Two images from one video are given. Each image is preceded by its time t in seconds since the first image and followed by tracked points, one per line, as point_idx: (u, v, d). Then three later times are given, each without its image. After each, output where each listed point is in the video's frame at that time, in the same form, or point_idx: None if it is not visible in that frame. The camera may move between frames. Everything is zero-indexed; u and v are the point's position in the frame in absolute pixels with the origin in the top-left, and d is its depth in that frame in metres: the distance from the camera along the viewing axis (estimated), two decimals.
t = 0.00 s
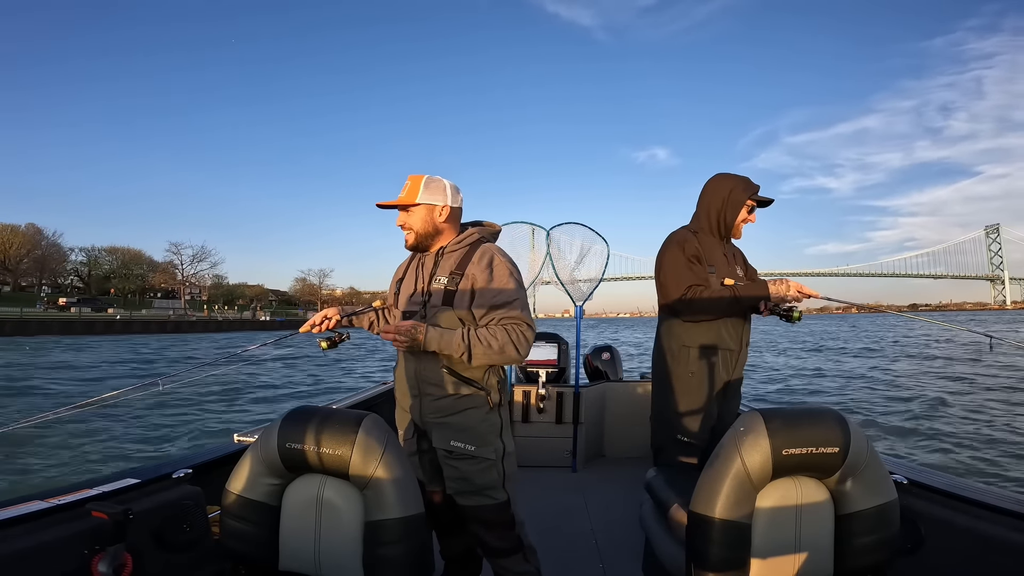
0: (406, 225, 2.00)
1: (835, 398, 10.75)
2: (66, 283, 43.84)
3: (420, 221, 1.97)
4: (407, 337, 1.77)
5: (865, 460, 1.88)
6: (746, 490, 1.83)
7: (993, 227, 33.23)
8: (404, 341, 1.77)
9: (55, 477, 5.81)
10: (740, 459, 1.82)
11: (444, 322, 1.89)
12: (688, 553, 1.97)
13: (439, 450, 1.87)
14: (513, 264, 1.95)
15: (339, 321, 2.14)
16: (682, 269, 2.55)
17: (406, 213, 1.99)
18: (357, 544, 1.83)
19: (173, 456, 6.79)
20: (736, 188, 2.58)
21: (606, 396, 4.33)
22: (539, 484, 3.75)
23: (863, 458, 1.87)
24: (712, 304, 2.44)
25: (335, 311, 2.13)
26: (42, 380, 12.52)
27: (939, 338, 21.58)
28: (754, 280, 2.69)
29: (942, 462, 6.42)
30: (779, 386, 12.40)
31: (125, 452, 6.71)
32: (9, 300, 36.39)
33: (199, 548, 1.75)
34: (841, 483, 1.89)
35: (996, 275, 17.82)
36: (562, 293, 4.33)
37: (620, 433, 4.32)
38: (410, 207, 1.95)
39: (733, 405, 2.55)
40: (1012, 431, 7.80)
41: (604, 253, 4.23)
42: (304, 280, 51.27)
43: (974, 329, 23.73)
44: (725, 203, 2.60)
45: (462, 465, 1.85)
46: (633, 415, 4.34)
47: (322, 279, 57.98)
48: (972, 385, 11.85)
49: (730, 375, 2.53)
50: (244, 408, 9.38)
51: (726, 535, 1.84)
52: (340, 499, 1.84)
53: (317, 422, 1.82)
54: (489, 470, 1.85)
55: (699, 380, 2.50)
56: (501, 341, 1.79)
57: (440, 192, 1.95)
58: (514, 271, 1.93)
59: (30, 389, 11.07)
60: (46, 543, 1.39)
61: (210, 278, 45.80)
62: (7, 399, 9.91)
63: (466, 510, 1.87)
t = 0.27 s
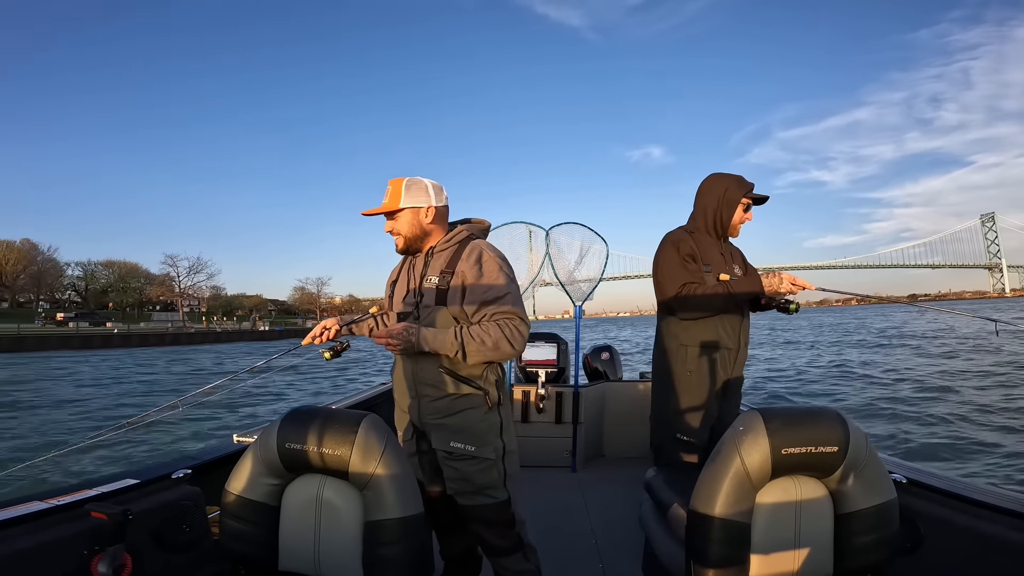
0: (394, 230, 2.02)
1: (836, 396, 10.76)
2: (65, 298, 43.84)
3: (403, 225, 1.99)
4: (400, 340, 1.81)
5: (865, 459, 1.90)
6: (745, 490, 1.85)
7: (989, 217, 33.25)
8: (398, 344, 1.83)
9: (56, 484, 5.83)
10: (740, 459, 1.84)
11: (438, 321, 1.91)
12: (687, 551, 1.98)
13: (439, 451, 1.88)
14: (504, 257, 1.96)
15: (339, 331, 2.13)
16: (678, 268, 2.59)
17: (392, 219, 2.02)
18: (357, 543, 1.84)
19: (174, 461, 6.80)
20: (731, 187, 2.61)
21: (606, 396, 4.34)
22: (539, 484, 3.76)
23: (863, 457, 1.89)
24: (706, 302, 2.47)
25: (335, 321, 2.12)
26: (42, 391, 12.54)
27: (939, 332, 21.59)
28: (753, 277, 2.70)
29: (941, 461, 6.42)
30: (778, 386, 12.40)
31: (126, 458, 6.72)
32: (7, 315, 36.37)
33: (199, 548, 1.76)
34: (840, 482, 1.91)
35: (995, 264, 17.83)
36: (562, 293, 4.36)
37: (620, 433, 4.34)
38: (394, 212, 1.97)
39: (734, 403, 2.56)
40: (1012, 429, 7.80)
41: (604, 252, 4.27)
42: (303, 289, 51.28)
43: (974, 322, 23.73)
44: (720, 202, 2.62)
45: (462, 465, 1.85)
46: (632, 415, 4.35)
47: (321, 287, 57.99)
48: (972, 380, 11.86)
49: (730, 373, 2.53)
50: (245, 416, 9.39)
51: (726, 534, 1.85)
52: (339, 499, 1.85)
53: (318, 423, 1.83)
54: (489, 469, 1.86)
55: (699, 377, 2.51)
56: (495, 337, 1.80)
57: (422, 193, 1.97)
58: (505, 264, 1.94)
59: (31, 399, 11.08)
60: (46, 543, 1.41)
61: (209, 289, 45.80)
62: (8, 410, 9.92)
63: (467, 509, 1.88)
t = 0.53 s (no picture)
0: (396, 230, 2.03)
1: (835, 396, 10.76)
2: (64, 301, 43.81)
3: (406, 225, 1.99)
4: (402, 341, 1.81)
5: (865, 459, 1.90)
6: (745, 490, 1.85)
7: (989, 216, 33.17)
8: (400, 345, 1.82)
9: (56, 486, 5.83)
10: (740, 459, 1.84)
11: (441, 321, 1.92)
12: (688, 550, 1.99)
13: (442, 452, 1.89)
14: (506, 255, 1.96)
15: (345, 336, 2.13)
16: (681, 268, 2.61)
17: (395, 219, 2.02)
18: (357, 542, 1.85)
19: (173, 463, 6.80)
20: (735, 187, 2.61)
21: (606, 396, 4.34)
22: (539, 484, 3.76)
23: (863, 457, 1.90)
24: (707, 301, 2.48)
25: (338, 326, 2.13)
26: (42, 394, 12.53)
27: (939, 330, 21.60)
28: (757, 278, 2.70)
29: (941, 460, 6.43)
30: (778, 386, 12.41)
31: (125, 459, 6.72)
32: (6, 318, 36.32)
33: (199, 548, 1.77)
34: (840, 482, 1.92)
35: (995, 263, 17.83)
36: (563, 294, 4.37)
37: (620, 433, 4.34)
38: (397, 212, 1.98)
39: (736, 404, 2.55)
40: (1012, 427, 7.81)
41: (604, 252, 4.28)
42: (302, 290, 51.27)
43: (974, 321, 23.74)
44: (724, 202, 2.62)
45: (466, 466, 1.86)
46: (632, 415, 4.36)
47: (320, 289, 57.99)
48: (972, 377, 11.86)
49: (731, 372, 2.52)
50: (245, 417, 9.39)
51: (726, 534, 1.86)
52: (339, 499, 1.86)
53: (319, 423, 1.84)
54: (493, 470, 1.87)
55: (698, 376, 2.52)
56: (499, 336, 1.81)
57: (425, 191, 1.97)
58: (508, 262, 1.95)
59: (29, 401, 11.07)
60: (47, 543, 1.42)
61: (208, 292, 45.79)
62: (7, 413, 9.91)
63: (469, 510, 1.88)
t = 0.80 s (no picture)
0: (428, 223, 1.96)
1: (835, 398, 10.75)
2: (64, 292, 43.79)
3: (444, 218, 1.94)
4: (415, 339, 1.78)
5: (865, 459, 1.89)
6: (746, 491, 1.84)
7: (993, 221, 32.98)
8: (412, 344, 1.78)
9: (55, 481, 5.83)
10: (740, 459, 1.83)
11: (452, 320, 1.89)
12: (688, 552, 1.98)
13: (447, 453, 1.88)
14: (524, 260, 1.97)
15: (348, 316, 2.16)
16: (696, 268, 2.57)
17: (432, 209, 1.93)
18: (357, 543, 1.84)
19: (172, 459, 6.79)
20: (752, 189, 2.61)
21: (606, 396, 4.33)
22: (539, 484, 3.76)
23: (864, 457, 1.89)
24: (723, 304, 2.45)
25: (343, 305, 2.16)
26: (40, 387, 12.52)
27: (939, 334, 21.57)
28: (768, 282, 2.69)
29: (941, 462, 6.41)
30: (778, 386, 12.40)
31: (124, 455, 6.71)
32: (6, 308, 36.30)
33: (199, 548, 1.76)
34: (840, 482, 1.90)
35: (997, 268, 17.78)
36: (562, 293, 4.36)
37: (620, 433, 4.33)
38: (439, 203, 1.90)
39: (741, 405, 2.52)
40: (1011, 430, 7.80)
41: (604, 252, 4.26)
42: (303, 284, 51.28)
43: (974, 326, 23.72)
44: (741, 204, 2.61)
45: (470, 468, 1.85)
46: (632, 416, 4.35)
47: (321, 283, 57.99)
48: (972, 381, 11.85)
49: (738, 373, 2.49)
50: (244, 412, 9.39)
51: (725, 534, 1.85)
52: (339, 500, 1.85)
53: (320, 423, 1.83)
54: (496, 473, 1.85)
55: (703, 377, 2.49)
56: (511, 339, 1.79)
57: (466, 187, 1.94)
58: (525, 267, 1.95)
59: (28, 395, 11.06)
60: (47, 543, 1.41)
61: (209, 285, 45.79)
62: (6, 406, 9.91)
63: (471, 513, 1.88)
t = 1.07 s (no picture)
0: (471, 221, 1.87)
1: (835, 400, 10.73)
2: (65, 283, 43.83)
3: (489, 217, 1.88)
4: (428, 330, 1.72)
5: (866, 459, 1.87)
6: (745, 491, 1.83)
7: (998, 226, 32.78)
8: (425, 336, 1.73)
9: (55, 476, 5.83)
10: (740, 459, 1.82)
11: (464, 317, 1.86)
12: (688, 554, 1.97)
13: (454, 453, 1.87)
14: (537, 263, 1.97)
15: (344, 307, 2.14)
16: (711, 269, 2.51)
17: (485, 206, 1.87)
18: (357, 543, 1.83)
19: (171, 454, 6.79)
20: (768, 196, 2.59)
21: (606, 396, 4.32)
22: (539, 484, 3.75)
23: (864, 457, 1.87)
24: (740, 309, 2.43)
25: (341, 297, 2.13)
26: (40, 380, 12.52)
27: (941, 338, 21.51)
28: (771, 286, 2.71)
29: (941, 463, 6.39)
30: (779, 387, 12.37)
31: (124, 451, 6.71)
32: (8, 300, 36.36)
33: (199, 549, 1.75)
34: (840, 482, 1.89)
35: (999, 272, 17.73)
36: (562, 293, 4.32)
37: (620, 433, 4.33)
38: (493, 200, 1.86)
39: (744, 405, 2.50)
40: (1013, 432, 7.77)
41: (604, 252, 4.23)
42: (304, 278, 51.33)
43: (975, 329, 23.67)
44: (757, 206, 2.60)
45: (476, 468, 1.84)
46: (633, 415, 4.33)
47: (322, 278, 58.00)
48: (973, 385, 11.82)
49: (742, 376, 2.48)
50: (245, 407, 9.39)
51: (725, 535, 1.84)
52: (339, 500, 1.84)
53: (321, 423, 1.81)
54: (504, 474, 1.84)
55: (707, 378, 2.48)
56: (524, 339, 1.78)
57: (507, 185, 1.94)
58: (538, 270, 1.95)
59: (29, 388, 11.07)
60: (46, 543, 1.40)
61: (210, 278, 45.84)
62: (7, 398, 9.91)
63: (474, 514, 1.86)
